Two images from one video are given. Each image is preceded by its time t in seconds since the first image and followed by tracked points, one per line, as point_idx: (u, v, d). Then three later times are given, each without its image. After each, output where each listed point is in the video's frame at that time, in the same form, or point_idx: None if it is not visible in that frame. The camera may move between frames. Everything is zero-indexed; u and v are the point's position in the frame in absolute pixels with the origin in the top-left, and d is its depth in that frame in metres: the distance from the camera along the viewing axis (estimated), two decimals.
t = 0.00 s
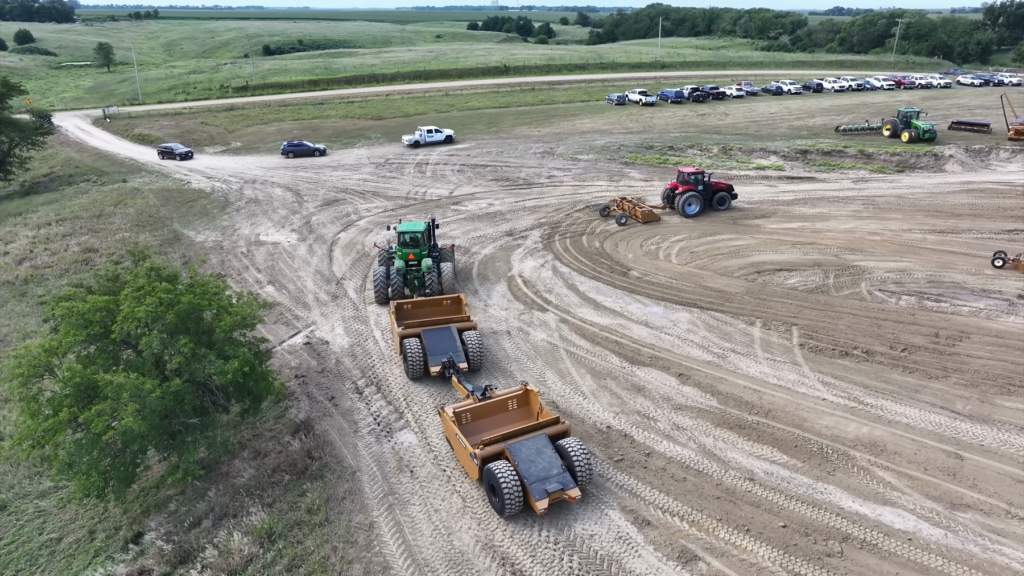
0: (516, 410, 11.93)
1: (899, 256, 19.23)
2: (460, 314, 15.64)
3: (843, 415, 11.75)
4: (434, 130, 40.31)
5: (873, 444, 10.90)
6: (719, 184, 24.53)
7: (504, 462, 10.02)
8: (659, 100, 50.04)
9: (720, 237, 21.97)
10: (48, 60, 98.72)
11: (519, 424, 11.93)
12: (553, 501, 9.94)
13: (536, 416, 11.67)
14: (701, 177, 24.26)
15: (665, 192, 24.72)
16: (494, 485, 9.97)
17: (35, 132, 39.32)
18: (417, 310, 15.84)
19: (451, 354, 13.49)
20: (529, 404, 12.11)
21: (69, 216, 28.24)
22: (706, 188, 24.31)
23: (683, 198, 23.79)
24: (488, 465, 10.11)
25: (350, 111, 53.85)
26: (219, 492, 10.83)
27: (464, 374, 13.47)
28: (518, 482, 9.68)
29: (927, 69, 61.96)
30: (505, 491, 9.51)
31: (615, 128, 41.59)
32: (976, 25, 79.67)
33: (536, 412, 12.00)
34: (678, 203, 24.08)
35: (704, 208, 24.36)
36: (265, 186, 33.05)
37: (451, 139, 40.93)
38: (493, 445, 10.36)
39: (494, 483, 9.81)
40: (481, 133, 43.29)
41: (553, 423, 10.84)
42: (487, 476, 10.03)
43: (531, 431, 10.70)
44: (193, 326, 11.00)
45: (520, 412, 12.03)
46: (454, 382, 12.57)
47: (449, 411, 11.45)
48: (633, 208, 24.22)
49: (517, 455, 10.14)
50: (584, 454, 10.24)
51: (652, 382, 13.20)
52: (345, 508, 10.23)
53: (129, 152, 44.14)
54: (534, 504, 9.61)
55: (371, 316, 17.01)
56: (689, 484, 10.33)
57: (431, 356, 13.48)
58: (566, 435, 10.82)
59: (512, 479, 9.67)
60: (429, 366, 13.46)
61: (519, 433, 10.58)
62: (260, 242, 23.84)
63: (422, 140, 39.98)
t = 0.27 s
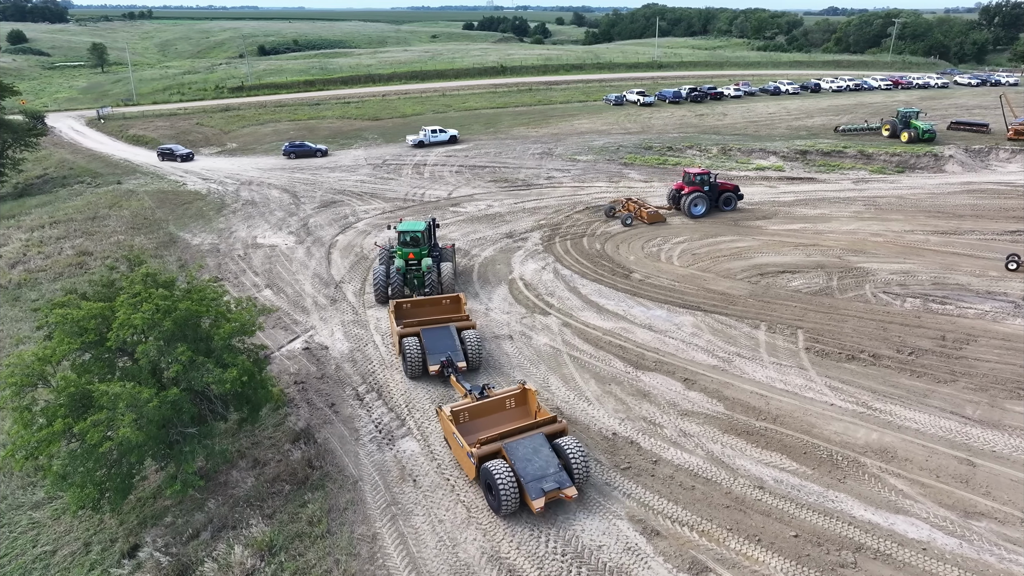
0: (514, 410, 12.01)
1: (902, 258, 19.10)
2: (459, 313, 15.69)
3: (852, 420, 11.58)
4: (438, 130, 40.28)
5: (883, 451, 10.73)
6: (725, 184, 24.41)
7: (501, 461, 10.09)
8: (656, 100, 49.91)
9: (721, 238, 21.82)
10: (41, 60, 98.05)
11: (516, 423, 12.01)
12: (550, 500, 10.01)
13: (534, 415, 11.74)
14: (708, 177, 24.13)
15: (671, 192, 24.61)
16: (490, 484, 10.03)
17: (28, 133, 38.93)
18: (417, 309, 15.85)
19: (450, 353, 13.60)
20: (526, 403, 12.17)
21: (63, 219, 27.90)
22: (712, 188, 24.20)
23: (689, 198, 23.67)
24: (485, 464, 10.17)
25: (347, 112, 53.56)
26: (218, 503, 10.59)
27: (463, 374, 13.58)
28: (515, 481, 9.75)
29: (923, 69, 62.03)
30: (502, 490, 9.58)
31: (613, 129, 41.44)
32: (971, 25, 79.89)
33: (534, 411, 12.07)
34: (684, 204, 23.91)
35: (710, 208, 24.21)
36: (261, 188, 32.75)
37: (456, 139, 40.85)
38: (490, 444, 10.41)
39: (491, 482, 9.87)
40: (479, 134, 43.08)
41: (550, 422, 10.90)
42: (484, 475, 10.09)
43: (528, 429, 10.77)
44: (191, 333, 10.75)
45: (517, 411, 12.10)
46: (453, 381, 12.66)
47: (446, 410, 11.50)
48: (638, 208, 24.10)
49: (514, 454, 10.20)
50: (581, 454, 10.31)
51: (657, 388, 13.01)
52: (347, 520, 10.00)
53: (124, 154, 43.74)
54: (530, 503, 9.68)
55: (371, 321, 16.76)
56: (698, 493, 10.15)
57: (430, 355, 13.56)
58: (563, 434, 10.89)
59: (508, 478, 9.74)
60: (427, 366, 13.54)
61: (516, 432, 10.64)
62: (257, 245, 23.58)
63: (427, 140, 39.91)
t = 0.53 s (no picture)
0: (511, 409, 12.04)
1: (906, 260, 18.97)
2: (458, 313, 15.70)
3: (861, 426, 11.41)
4: (443, 130, 40.25)
5: (894, 457, 10.56)
6: (731, 185, 24.28)
7: (498, 460, 10.07)
8: (655, 100, 49.77)
9: (723, 240, 21.66)
10: (34, 61, 97.39)
11: (513, 422, 12.04)
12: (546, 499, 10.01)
13: (532, 414, 11.77)
14: (715, 178, 24.01)
15: (677, 193, 24.49)
16: (486, 483, 10.01)
17: (22, 134, 38.55)
18: (416, 308, 15.80)
19: (449, 352, 13.65)
20: (524, 402, 12.19)
21: (57, 221, 27.58)
22: (719, 189, 24.07)
23: (696, 199, 23.55)
24: (482, 462, 10.15)
25: (343, 112, 53.27)
26: (217, 515, 10.32)
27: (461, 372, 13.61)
28: (512, 480, 9.74)
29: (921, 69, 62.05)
30: (499, 488, 9.57)
31: (612, 129, 41.29)
32: (968, 25, 80.12)
33: (531, 410, 12.09)
34: (691, 204, 23.78)
35: (716, 209, 24.09)
36: (258, 189, 32.45)
37: (460, 139, 40.81)
38: (487, 442, 10.41)
39: (488, 481, 9.87)
40: (477, 134, 42.85)
41: (548, 421, 10.93)
42: (481, 473, 10.08)
43: (525, 428, 10.76)
44: (189, 341, 10.50)
45: (515, 410, 12.13)
46: (451, 380, 12.70)
47: (444, 408, 11.50)
48: (644, 209, 23.95)
49: (511, 453, 10.20)
50: (578, 454, 10.32)
51: (662, 393, 12.82)
52: (349, 531, 9.79)
53: (118, 155, 43.36)
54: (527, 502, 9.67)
55: (371, 325, 16.53)
56: (707, 502, 9.96)
57: (429, 354, 13.59)
58: (561, 433, 10.90)
59: (506, 477, 9.73)
60: (426, 365, 13.58)
61: (514, 431, 10.64)
62: (254, 247, 23.32)
63: (432, 140, 39.89)
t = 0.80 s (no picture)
0: (509, 407, 12.05)
1: (910, 261, 18.85)
2: (457, 312, 15.78)
3: (870, 432, 11.24)
4: (449, 130, 40.28)
5: (904, 464, 10.40)
6: (737, 186, 24.19)
7: (495, 459, 10.09)
8: (652, 100, 49.62)
9: (725, 241, 21.49)
10: (27, 61, 96.65)
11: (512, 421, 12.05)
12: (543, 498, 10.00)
13: (530, 412, 11.79)
14: (721, 178, 23.88)
15: (683, 194, 24.38)
16: (483, 481, 10.03)
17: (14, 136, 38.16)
18: (415, 308, 15.86)
19: (448, 351, 13.73)
20: (522, 401, 12.20)
21: (50, 224, 27.25)
22: (726, 189, 23.95)
23: (702, 199, 23.46)
24: (479, 461, 10.17)
25: (340, 112, 52.95)
26: (216, 526, 10.07)
27: (460, 371, 13.67)
28: (508, 479, 9.75)
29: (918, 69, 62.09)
30: (494, 487, 9.58)
31: (610, 129, 41.13)
32: (963, 25, 80.34)
33: (530, 409, 12.10)
34: (697, 205, 23.66)
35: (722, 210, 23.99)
36: (254, 191, 32.16)
37: (465, 139, 40.70)
38: (484, 441, 10.42)
39: (484, 479, 9.87)
40: (474, 135, 42.62)
41: (545, 419, 10.90)
42: (477, 472, 10.09)
43: (522, 427, 10.76)
44: (186, 349, 10.26)
45: (513, 409, 12.13)
46: (449, 378, 12.80)
47: (441, 407, 11.52)
48: (650, 210, 23.83)
49: (508, 451, 10.20)
50: (575, 452, 10.31)
51: (668, 399, 12.63)
52: (351, 543, 9.56)
53: (113, 156, 42.97)
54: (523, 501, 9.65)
55: (371, 329, 16.29)
56: (716, 512, 9.77)
57: (427, 354, 13.67)
58: (558, 432, 10.89)
59: (501, 476, 9.74)
60: (425, 364, 13.65)
61: (511, 429, 10.64)
62: (251, 250, 23.06)
63: (436, 140, 39.80)
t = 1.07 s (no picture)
0: (507, 406, 12.16)
1: (913, 263, 18.72)
2: (457, 312, 15.84)
3: (879, 438, 11.07)
4: (451, 130, 40.08)
5: (916, 471, 10.23)
6: (744, 187, 24.00)
7: (491, 457, 10.18)
8: (650, 101, 49.48)
9: (726, 243, 21.33)
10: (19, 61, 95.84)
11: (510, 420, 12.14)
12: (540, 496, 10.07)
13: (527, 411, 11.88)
14: (727, 179, 23.72)
15: (689, 194, 24.25)
16: (480, 480, 10.13)
17: (7, 137, 37.71)
18: (414, 307, 15.87)
19: (446, 350, 13.76)
20: (520, 400, 12.30)
21: (43, 226, 26.88)
22: (732, 190, 23.78)
23: (707, 200, 23.33)
24: (475, 459, 10.27)
25: (336, 113, 52.62)
26: (213, 540, 9.78)
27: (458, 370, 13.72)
28: (504, 477, 9.84)
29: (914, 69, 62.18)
30: (490, 485, 9.68)
31: (608, 130, 40.95)
32: (959, 25, 80.52)
33: (527, 408, 12.20)
34: (703, 205, 23.54)
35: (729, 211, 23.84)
36: (250, 193, 31.84)
37: (468, 139, 40.52)
38: (480, 440, 10.51)
39: (481, 478, 9.96)
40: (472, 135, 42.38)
41: (542, 418, 10.98)
42: (474, 470, 10.18)
43: (519, 425, 10.85)
44: (183, 357, 10.00)
45: (511, 408, 12.24)
46: (447, 377, 12.86)
47: (438, 406, 11.62)
48: (656, 211, 23.68)
49: (505, 450, 10.28)
50: (571, 451, 10.39)
51: (673, 405, 12.45)
52: (353, 556, 9.32)
53: (106, 157, 42.53)
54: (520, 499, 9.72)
55: (370, 334, 16.05)
56: (726, 521, 9.58)
57: (426, 353, 13.71)
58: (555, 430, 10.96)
59: (498, 474, 9.83)
60: (423, 362, 13.70)
61: (508, 428, 10.73)
62: (248, 253, 22.78)
63: (440, 139, 39.71)
